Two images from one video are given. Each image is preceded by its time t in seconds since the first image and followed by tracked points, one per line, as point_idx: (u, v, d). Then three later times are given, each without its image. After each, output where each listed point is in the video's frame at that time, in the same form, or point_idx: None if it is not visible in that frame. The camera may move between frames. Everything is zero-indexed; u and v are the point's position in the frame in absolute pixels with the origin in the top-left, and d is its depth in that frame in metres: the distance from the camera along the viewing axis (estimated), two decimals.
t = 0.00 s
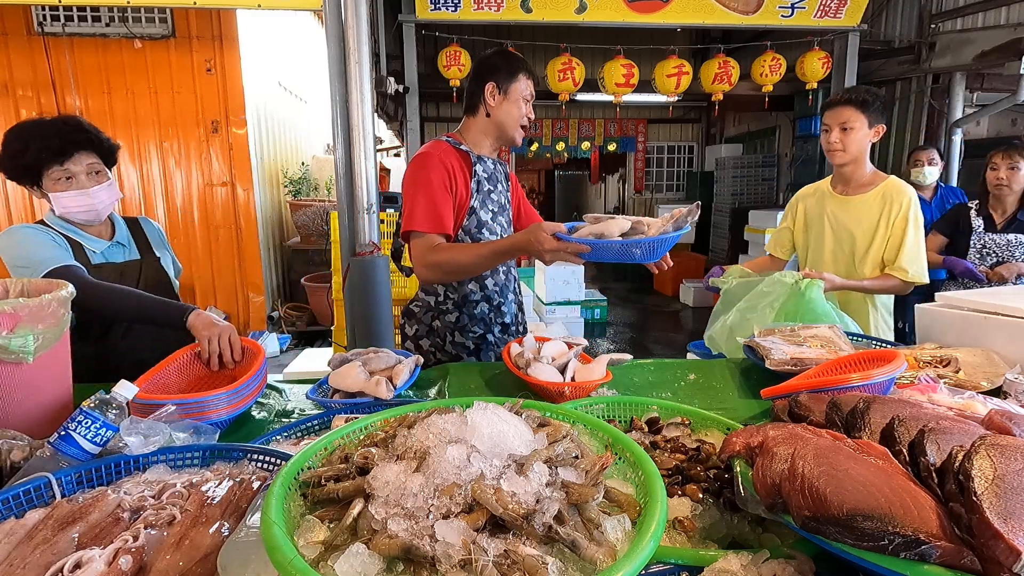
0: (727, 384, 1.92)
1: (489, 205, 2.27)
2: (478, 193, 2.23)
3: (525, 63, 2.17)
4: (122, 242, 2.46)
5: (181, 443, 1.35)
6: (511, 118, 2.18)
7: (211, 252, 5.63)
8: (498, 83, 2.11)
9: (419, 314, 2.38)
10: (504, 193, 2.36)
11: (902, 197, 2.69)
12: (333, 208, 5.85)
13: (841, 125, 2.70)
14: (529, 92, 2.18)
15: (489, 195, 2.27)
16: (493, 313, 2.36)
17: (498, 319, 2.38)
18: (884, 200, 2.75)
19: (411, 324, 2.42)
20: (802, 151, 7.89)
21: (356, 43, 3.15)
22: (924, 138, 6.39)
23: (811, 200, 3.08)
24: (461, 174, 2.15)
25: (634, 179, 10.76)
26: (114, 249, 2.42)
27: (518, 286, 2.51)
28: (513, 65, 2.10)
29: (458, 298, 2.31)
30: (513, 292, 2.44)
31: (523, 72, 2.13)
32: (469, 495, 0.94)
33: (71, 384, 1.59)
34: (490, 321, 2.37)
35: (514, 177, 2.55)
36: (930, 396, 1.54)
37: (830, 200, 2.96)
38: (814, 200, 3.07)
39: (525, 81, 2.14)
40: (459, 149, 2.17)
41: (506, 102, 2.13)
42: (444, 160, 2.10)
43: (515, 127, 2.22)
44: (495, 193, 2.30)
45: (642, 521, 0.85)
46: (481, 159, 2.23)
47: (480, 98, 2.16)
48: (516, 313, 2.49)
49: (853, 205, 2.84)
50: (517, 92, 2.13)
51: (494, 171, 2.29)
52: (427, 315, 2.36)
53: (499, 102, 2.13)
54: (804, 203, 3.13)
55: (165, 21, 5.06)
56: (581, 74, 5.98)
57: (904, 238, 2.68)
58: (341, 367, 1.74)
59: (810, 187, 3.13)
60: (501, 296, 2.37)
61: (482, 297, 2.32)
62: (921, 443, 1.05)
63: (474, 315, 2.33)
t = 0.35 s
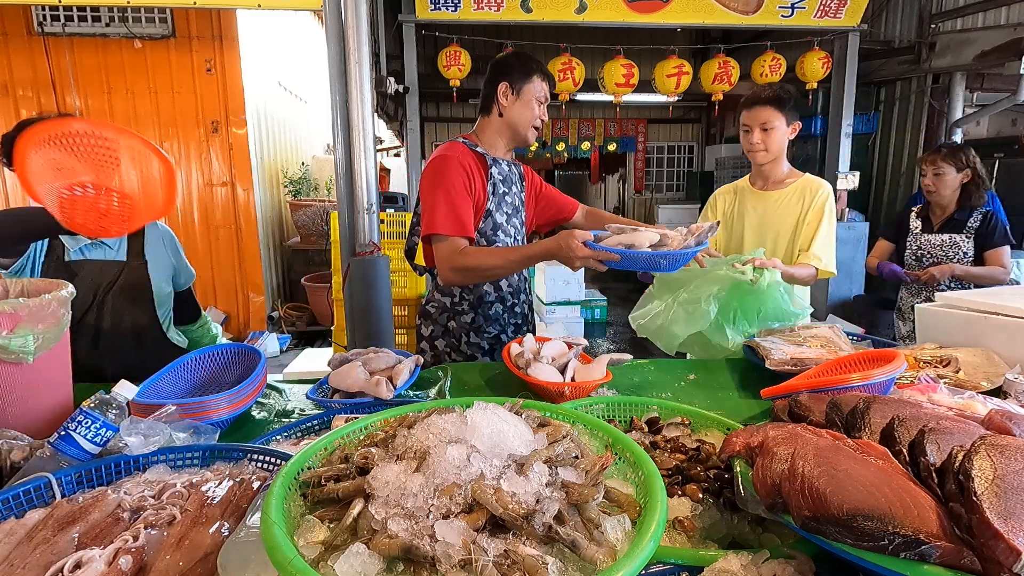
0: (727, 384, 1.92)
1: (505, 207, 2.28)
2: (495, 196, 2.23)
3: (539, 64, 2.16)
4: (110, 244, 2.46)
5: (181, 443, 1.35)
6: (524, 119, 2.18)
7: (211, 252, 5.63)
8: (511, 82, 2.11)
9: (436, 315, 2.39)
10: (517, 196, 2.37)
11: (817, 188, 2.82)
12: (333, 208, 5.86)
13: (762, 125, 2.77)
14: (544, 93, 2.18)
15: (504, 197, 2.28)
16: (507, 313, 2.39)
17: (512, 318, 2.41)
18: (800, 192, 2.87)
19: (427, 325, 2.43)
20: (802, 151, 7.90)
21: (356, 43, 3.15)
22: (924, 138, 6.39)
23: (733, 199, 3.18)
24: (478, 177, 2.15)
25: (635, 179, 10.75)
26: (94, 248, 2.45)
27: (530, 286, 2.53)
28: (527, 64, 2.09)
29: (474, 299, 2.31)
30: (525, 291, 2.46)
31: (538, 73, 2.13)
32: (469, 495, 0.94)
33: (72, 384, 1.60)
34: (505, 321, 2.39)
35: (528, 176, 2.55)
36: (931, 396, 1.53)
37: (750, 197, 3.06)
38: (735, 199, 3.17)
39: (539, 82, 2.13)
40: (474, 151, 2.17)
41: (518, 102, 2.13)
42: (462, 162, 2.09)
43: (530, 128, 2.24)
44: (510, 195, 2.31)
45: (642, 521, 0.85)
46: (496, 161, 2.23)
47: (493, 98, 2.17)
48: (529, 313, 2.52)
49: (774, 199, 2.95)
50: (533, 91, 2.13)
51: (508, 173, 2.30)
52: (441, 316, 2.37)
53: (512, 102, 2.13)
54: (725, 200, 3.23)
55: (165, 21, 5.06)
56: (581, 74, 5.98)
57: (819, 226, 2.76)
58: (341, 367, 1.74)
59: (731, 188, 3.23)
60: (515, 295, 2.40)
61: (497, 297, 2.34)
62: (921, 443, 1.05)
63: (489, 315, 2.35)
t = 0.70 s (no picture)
0: (728, 384, 1.91)
1: (508, 206, 2.29)
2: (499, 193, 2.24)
3: (544, 68, 2.16)
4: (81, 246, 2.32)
5: (181, 443, 1.35)
6: (525, 122, 2.18)
7: (211, 252, 5.63)
8: (512, 86, 2.12)
9: (442, 311, 2.38)
10: (520, 193, 2.38)
11: (760, 193, 2.77)
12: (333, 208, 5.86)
13: (712, 131, 2.55)
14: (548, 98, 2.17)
15: (507, 195, 2.28)
16: (513, 308, 2.40)
17: (520, 313, 2.42)
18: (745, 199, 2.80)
19: (433, 320, 2.42)
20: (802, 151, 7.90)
21: (356, 43, 3.14)
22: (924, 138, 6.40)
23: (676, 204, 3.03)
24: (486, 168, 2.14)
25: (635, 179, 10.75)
26: (63, 250, 2.30)
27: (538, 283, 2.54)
28: (529, 68, 2.09)
29: (480, 293, 2.32)
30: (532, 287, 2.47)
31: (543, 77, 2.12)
32: (469, 495, 0.94)
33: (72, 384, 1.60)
34: (512, 316, 2.41)
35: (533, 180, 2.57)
36: (931, 396, 1.53)
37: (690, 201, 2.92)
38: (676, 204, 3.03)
39: (538, 86, 2.11)
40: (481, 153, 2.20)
41: (518, 105, 2.14)
42: (469, 154, 2.08)
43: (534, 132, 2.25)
44: (514, 193, 2.32)
45: (642, 521, 0.85)
46: (500, 160, 2.25)
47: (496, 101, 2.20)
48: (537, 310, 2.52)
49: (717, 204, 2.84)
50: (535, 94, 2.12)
51: (511, 172, 2.31)
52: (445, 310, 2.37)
53: (512, 105, 2.14)
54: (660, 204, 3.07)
55: (164, 21, 5.06)
56: (581, 74, 5.98)
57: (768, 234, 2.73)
58: (341, 367, 1.74)
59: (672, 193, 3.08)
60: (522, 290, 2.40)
61: (503, 292, 2.35)
62: (921, 443, 1.05)
63: (495, 310, 2.37)
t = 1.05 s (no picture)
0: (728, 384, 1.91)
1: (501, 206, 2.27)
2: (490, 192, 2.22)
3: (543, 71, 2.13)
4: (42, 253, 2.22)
5: (181, 443, 1.35)
6: (515, 124, 2.17)
7: (211, 252, 5.63)
8: (503, 89, 2.13)
9: (438, 312, 2.39)
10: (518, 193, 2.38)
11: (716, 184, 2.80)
12: (333, 208, 5.87)
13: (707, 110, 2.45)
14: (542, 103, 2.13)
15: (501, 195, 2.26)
16: (508, 309, 2.39)
17: (515, 314, 2.41)
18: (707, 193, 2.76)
19: (430, 323, 2.42)
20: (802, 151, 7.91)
21: (357, 43, 3.15)
22: (924, 138, 6.40)
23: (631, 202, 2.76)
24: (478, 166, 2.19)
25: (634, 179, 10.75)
26: (22, 260, 2.19)
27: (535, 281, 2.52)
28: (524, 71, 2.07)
29: (475, 294, 2.33)
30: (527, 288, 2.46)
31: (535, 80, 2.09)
32: (469, 495, 0.94)
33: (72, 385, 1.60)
34: (507, 317, 2.40)
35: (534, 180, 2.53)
36: (930, 396, 1.54)
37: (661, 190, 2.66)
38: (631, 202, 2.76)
39: (528, 91, 2.07)
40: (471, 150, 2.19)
41: (508, 108, 2.14)
42: (463, 152, 2.14)
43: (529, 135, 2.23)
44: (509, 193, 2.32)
45: (642, 520, 0.85)
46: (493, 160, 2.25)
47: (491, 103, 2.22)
48: (534, 309, 2.52)
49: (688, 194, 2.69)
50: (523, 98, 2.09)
51: (507, 172, 2.32)
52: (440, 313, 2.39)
53: (502, 107, 2.15)
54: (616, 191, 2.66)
55: (165, 21, 5.06)
56: (581, 74, 5.98)
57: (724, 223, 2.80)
58: (341, 367, 1.74)
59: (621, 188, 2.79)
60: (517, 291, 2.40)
61: (498, 293, 2.36)
62: (921, 443, 1.04)
63: (490, 311, 2.36)
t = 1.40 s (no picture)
0: (728, 384, 1.91)
1: (481, 204, 2.25)
2: (468, 191, 2.23)
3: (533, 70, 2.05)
4: None
5: (180, 444, 1.35)
6: (490, 124, 2.13)
7: (210, 252, 5.63)
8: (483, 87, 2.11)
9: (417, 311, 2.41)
10: (507, 191, 2.31)
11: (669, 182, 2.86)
12: (333, 208, 5.87)
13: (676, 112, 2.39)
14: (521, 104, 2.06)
15: (482, 193, 2.25)
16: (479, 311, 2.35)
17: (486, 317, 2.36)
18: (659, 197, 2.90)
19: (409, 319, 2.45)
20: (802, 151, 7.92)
21: (357, 43, 3.15)
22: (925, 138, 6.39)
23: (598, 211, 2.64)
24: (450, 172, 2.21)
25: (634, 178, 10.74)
26: None
27: (517, 284, 2.42)
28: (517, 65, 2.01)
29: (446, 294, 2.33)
30: (507, 291, 2.37)
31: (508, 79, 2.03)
32: (469, 495, 0.94)
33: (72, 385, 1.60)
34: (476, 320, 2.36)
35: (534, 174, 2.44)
36: (931, 396, 1.54)
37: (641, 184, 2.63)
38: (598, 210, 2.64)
39: (501, 87, 2.02)
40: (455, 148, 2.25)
41: (485, 106, 2.11)
42: (429, 159, 2.17)
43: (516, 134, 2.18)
44: (492, 191, 2.26)
45: (642, 521, 0.84)
46: (477, 159, 2.24)
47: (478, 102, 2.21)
48: (513, 312, 2.44)
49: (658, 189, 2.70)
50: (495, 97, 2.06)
51: (493, 170, 2.27)
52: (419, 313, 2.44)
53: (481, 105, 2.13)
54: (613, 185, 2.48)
55: (165, 21, 5.06)
56: (581, 74, 5.98)
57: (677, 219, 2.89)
58: (341, 367, 1.74)
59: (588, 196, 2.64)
60: (490, 294, 2.35)
61: (469, 294, 2.33)
62: (922, 443, 1.04)
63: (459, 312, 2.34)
